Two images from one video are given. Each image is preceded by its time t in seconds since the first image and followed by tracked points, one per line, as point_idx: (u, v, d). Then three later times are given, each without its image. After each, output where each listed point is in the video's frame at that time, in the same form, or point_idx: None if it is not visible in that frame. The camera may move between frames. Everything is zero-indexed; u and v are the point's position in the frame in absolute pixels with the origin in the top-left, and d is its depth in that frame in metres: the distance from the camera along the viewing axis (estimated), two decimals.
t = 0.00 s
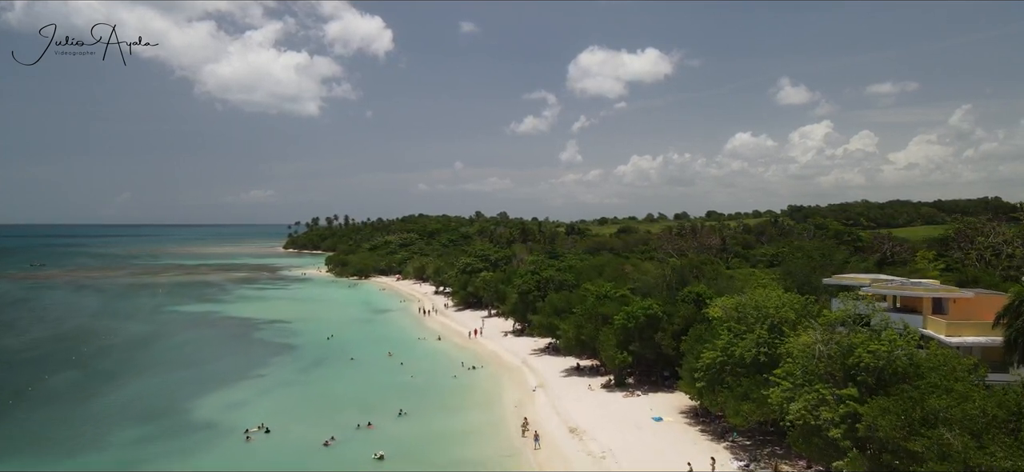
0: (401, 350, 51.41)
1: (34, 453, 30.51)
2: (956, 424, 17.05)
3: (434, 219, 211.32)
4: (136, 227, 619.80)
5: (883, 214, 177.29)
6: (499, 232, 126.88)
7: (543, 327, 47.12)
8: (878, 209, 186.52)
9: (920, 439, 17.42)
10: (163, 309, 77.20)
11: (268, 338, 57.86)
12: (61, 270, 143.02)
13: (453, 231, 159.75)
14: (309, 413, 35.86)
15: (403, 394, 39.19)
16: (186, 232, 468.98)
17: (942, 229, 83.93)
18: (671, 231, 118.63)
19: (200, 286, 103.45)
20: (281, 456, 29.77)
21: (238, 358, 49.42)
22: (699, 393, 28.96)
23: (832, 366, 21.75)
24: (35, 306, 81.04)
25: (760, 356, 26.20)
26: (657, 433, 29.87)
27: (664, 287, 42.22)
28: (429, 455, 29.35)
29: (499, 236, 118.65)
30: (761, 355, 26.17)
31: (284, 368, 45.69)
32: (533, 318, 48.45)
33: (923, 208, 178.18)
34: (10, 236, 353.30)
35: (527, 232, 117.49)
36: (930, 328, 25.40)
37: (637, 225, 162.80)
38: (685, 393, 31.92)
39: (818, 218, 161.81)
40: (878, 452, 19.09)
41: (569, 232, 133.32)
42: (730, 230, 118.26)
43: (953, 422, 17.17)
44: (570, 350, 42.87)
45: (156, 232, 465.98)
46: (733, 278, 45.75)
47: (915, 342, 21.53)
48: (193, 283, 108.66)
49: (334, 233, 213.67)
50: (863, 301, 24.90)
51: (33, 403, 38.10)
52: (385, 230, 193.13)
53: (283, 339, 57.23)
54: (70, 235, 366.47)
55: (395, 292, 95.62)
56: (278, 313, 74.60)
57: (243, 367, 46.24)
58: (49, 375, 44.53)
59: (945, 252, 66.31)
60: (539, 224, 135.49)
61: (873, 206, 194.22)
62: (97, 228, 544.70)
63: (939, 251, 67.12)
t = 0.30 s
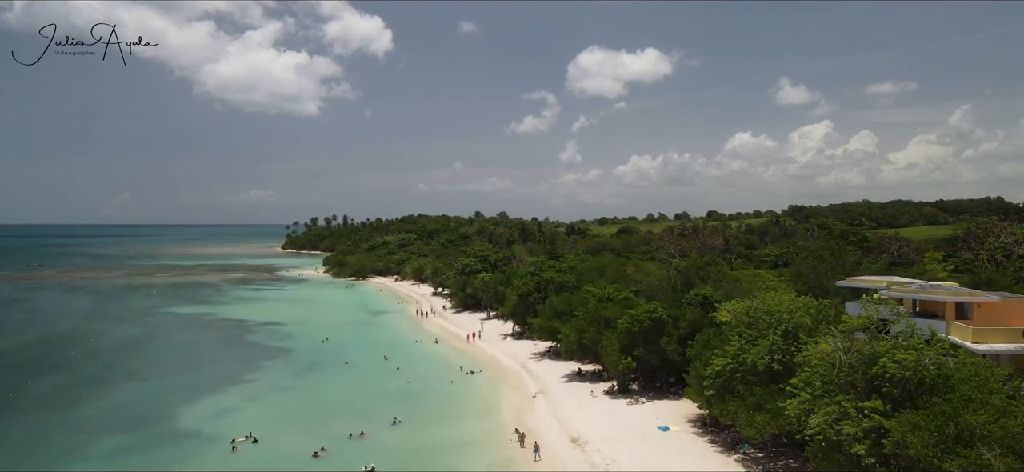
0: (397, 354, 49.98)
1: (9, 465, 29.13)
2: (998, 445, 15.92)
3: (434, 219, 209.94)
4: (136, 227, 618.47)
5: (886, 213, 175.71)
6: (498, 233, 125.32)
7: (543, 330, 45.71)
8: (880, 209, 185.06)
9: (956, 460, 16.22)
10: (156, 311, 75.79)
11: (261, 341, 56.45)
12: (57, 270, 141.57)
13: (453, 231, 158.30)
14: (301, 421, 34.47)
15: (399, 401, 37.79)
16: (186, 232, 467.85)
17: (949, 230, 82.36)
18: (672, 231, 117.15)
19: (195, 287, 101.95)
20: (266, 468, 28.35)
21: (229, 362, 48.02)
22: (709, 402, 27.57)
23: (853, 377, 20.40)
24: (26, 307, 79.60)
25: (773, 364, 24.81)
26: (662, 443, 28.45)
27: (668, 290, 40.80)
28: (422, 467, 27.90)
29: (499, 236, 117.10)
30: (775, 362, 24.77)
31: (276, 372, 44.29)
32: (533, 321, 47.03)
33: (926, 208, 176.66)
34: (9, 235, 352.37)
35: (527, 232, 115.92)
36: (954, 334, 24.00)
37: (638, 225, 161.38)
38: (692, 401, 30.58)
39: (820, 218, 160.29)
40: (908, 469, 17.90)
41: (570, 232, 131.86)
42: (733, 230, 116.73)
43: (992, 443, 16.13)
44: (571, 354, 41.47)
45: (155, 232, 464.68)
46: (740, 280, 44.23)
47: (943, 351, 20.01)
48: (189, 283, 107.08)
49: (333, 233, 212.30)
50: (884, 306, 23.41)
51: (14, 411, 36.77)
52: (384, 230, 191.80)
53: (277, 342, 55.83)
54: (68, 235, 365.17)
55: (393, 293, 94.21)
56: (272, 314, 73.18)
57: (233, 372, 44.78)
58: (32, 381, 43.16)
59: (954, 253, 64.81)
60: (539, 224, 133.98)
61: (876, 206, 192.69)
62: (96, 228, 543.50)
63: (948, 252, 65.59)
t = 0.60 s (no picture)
0: (393, 358, 48.52)
1: None
2: None
3: (433, 219, 208.57)
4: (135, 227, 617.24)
5: (889, 213, 174.25)
6: (498, 233, 123.80)
7: (543, 333, 44.25)
8: (883, 209, 183.66)
9: None
10: (149, 313, 74.28)
11: (254, 344, 54.95)
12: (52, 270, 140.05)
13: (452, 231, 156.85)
14: (292, 430, 33.02)
15: (395, 408, 36.38)
16: (186, 232, 466.48)
17: (957, 230, 80.87)
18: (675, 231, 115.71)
19: (190, 288, 100.25)
20: None
21: (220, 366, 46.56)
22: (719, 412, 26.09)
23: (879, 387, 18.97)
24: (16, 309, 78.07)
25: (789, 372, 23.33)
26: (670, 455, 26.99)
27: (674, 293, 39.36)
28: None
29: (498, 236, 115.60)
30: (791, 370, 23.32)
31: (267, 377, 42.81)
32: (533, 325, 45.55)
33: (930, 208, 175.20)
34: (8, 235, 351.51)
35: (527, 232, 114.42)
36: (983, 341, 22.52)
37: (639, 225, 160.02)
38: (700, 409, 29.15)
39: (823, 218, 158.78)
40: None
41: (571, 232, 130.47)
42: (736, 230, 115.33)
43: None
44: (573, 359, 40.02)
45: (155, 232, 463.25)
46: (748, 283, 42.83)
47: (977, 360, 18.57)
48: (184, 284, 105.40)
49: (332, 233, 210.95)
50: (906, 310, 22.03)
51: None
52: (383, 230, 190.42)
53: (270, 345, 54.36)
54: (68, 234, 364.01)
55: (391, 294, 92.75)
56: (267, 316, 71.70)
57: (223, 376, 43.26)
58: (16, 385, 41.73)
59: (964, 253, 63.37)
60: (539, 224, 132.57)
61: (879, 206, 191.30)
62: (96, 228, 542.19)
63: (958, 253, 64.14)
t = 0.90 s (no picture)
0: (390, 362, 47.14)
1: None
2: None
3: (434, 220, 207.27)
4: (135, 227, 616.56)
5: (892, 213, 172.83)
6: (498, 233, 122.37)
7: (544, 337, 42.86)
8: (886, 209, 182.46)
9: None
10: (142, 315, 72.90)
11: (248, 347, 53.64)
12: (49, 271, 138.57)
13: (453, 232, 155.58)
14: (283, 440, 31.64)
15: (390, 415, 34.98)
16: (185, 233, 464.99)
17: (965, 231, 79.49)
18: (678, 231, 114.27)
19: (186, 289, 98.93)
20: None
21: (211, 370, 45.24)
22: (732, 423, 24.66)
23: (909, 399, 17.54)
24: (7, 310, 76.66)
25: (807, 380, 21.92)
26: (678, 467, 25.61)
27: (680, 295, 37.98)
28: None
29: (499, 236, 114.14)
30: (810, 380, 21.89)
31: (259, 382, 41.49)
32: (534, 328, 44.19)
33: (934, 208, 173.85)
34: (8, 236, 350.83)
35: (528, 232, 112.97)
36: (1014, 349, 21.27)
37: (641, 225, 158.82)
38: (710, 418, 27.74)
39: (826, 218, 157.35)
40: None
41: (572, 232, 129.13)
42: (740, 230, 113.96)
43: None
44: (576, 364, 38.60)
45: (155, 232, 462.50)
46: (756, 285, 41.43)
47: (1017, 370, 17.15)
48: (180, 285, 104.02)
49: (331, 233, 209.67)
50: (935, 316, 20.55)
51: None
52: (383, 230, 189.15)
53: (265, 348, 52.98)
54: (67, 235, 362.98)
55: (389, 295, 91.40)
56: (263, 318, 70.26)
57: (214, 381, 41.93)
58: None
59: (976, 254, 61.96)
60: (540, 224, 131.28)
61: (882, 206, 190.07)
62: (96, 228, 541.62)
63: (969, 253, 62.72)
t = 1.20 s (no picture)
0: (388, 366, 45.73)
1: None
2: None
3: (434, 220, 205.88)
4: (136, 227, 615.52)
5: (897, 213, 171.26)
6: (499, 233, 120.96)
7: (546, 340, 41.40)
8: (890, 209, 180.98)
9: None
10: (135, 316, 71.53)
11: (241, 350, 52.25)
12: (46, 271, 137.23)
13: (453, 232, 154.16)
14: (273, 449, 30.28)
15: (385, 424, 33.52)
16: (185, 233, 463.68)
17: (975, 231, 78.00)
18: (681, 231, 112.82)
19: (182, 290, 97.50)
20: None
21: (202, 375, 43.86)
22: (747, 435, 23.22)
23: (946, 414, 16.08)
24: None
25: (829, 390, 20.49)
26: None
27: (689, 298, 36.52)
28: None
29: (500, 237, 112.54)
30: (833, 389, 20.44)
31: (251, 387, 40.11)
32: (535, 331, 42.77)
33: (939, 208, 172.18)
34: (8, 235, 349.92)
35: (529, 232, 111.48)
36: None
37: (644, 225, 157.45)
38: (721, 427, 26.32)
39: (830, 218, 155.84)
40: None
41: (574, 233, 127.77)
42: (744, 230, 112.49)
43: None
44: (579, 369, 37.16)
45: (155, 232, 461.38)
46: (767, 288, 39.93)
47: None
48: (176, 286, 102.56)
49: (331, 234, 208.36)
50: (970, 322, 19.06)
51: None
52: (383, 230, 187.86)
53: (259, 351, 51.60)
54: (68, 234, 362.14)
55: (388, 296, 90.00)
56: (259, 320, 68.88)
57: (203, 387, 40.47)
58: None
59: (988, 255, 60.46)
60: (542, 224, 129.89)
61: (885, 207, 188.60)
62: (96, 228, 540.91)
63: (982, 254, 61.20)
